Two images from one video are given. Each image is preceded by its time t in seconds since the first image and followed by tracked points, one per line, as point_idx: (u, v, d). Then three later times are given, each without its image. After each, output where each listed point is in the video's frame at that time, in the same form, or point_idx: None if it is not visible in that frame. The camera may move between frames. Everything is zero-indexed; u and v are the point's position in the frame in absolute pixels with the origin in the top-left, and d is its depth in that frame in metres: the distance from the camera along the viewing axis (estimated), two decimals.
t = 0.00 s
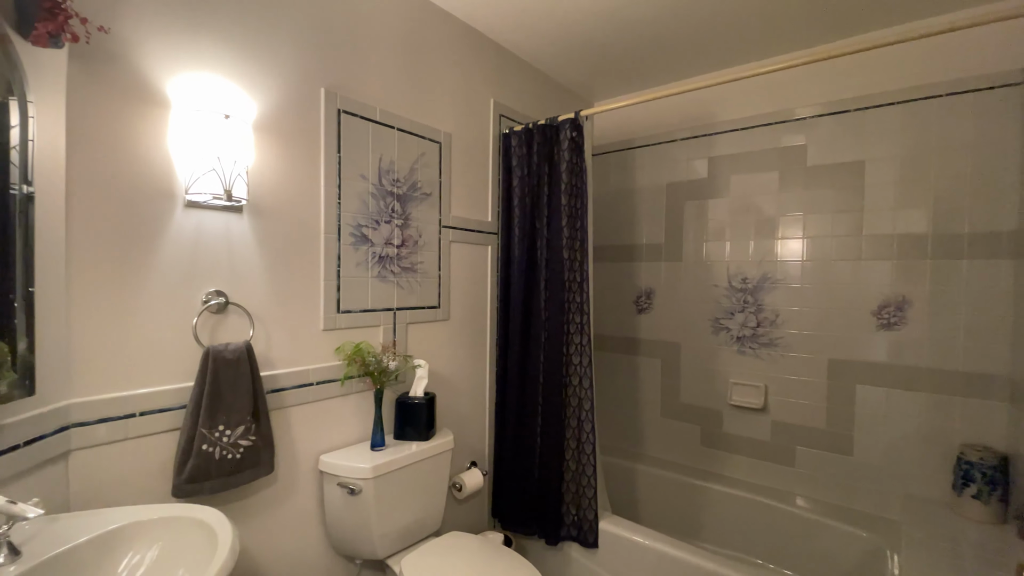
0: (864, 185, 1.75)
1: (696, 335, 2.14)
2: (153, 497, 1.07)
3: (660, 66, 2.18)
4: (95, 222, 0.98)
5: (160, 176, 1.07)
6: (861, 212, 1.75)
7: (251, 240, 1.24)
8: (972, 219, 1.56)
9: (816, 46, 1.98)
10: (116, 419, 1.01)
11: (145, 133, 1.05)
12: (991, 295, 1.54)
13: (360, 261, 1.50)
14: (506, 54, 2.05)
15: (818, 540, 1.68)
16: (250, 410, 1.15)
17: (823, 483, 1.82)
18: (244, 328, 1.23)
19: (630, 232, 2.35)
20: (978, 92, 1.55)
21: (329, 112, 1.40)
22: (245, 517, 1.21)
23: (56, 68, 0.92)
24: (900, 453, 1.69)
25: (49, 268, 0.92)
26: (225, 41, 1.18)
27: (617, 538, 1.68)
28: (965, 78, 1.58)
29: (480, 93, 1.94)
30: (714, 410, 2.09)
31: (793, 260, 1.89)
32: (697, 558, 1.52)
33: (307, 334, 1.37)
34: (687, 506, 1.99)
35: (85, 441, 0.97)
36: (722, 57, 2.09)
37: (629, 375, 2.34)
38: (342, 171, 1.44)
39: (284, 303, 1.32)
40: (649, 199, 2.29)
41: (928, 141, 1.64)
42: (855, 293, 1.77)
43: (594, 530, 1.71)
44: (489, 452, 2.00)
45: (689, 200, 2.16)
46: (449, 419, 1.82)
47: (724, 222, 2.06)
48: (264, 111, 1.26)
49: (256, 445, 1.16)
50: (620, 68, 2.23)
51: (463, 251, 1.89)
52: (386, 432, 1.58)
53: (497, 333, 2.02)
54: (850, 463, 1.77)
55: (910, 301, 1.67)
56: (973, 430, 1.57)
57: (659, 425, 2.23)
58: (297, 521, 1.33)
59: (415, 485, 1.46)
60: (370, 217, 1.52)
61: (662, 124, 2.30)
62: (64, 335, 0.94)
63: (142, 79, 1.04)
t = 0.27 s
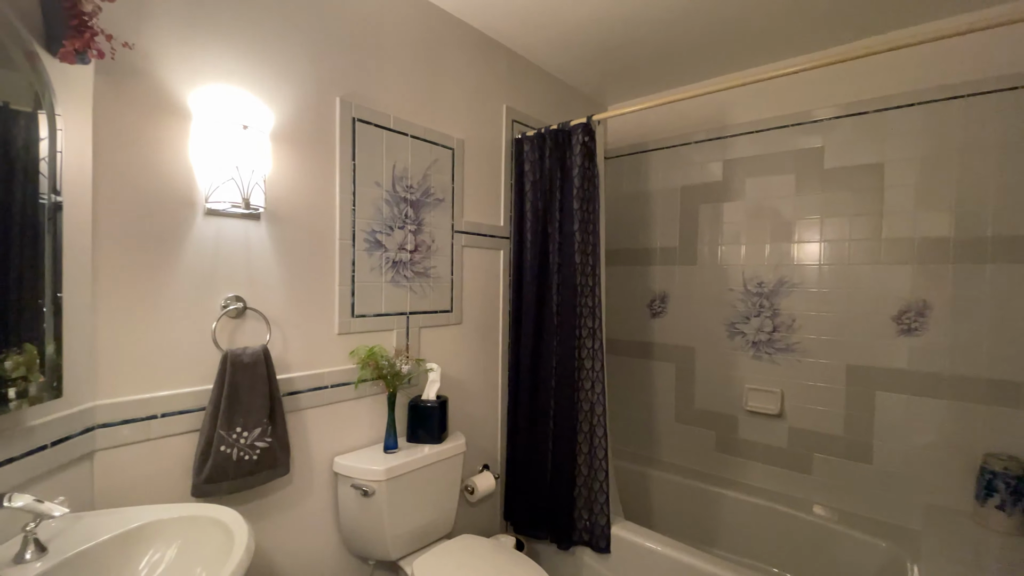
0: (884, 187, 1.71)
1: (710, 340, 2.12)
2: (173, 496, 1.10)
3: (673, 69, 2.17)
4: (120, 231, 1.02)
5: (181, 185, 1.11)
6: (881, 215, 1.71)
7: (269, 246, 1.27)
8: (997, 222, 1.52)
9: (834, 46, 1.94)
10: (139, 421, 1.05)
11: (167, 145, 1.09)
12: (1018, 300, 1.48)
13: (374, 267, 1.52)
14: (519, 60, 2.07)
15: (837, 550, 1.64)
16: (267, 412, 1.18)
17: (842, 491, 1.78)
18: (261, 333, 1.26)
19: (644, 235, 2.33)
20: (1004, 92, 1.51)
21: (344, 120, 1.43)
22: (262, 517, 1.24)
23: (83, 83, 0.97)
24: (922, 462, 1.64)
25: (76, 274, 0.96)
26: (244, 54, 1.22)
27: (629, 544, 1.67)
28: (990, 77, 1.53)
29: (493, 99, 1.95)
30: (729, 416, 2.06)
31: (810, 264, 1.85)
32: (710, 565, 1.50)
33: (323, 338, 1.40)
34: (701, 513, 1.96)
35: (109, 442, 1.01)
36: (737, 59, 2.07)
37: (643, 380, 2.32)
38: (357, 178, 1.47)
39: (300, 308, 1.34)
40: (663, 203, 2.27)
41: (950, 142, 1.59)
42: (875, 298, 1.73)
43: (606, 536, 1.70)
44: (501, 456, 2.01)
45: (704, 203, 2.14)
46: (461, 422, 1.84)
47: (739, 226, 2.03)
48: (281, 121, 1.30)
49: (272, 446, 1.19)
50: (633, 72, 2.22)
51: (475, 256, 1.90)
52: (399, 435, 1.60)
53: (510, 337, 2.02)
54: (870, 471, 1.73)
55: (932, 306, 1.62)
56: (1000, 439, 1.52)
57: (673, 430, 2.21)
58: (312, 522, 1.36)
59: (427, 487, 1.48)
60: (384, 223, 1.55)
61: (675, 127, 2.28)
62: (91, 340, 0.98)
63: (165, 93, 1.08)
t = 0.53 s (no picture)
0: (907, 188, 1.67)
1: (727, 344, 2.09)
2: (196, 493, 1.15)
3: (690, 71, 2.15)
4: (148, 238, 1.07)
5: (205, 194, 1.16)
6: (904, 217, 1.67)
7: (288, 252, 1.31)
8: None
9: (855, 45, 1.90)
10: (165, 421, 1.09)
11: (192, 155, 1.13)
12: None
13: (390, 271, 1.55)
14: (533, 65, 2.08)
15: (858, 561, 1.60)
16: (285, 413, 1.22)
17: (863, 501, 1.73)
18: (280, 336, 1.30)
19: (660, 238, 2.32)
20: None
21: (360, 129, 1.46)
22: (280, 515, 1.28)
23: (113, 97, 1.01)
24: (948, 472, 1.59)
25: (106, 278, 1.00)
26: (265, 67, 1.26)
27: (643, 549, 1.66)
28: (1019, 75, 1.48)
29: (507, 104, 1.97)
30: (747, 421, 2.02)
31: (830, 267, 1.81)
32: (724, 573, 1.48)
33: (340, 341, 1.43)
34: (718, 520, 1.94)
35: (136, 441, 1.05)
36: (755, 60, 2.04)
37: (659, 384, 2.30)
38: (373, 185, 1.50)
39: (318, 311, 1.38)
40: (679, 206, 2.25)
41: (977, 142, 1.54)
42: (898, 302, 1.68)
43: (620, 540, 1.69)
44: (515, 458, 2.02)
45: (720, 206, 2.11)
46: (475, 425, 1.85)
47: (757, 228, 2.00)
48: (300, 131, 1.34)
49: (290, 447, 1.22)
50: (648, 74, 2.21)
51: (489, 260, 1.92)
52: (414, 437, 1.62)
53: (524, 340, 2.03)
54: (893, 481, 1.68)
55: (958, 311, 1.57)
56: None
57: (689, 435, 2.18)
58: (329, 521, 1.39)
59: (441, 489, 1.50)
60: (399, 229, 1.58)
61: (692, 130, 2.26)
62: (120, 343, 1.03)
63: (190, 106, 1.13)
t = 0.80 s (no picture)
0: (936, 189, 1.61)
1: (749, 348, 2.05)
2: (222, 489, 1.19)
3: (710, 71, 2.13)
4: (178, 244, 1.12)
5: (232, 201, 1.20)
6: (934, 218, 1.61)
7: (311, 257, 1.35)
8: None
9: (883, 43, 1.85)
10: (193, 419, 1.14)
11: (219, 165, 1.18)
12: None
13: (409, 275, 1.58)
14: (551, 69, 2.09)
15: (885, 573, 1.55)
16: (307, 414, 1.25)
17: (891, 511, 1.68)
18: (303, 338, 1.34)
19: (680, 240, 2.29)
20: None
21: (380, 136, 1.50)
22: (302, 512, 1.32)
23: (146, 110, 1.06)
24: (981, 483, 1.53)
25: (139, 282, 1.05)
26: (289, 78, 1.30)
27: (661, 554, 1.65)
28: None
29: (525, 108, 1.98)
30: (768, 427, 1.98)
31: (856, 270, 1.77)
32: None
33: (360, 343, 1.46)
34: (739, 527, 1.90)
35: (166, 438, 1.10)
36: (777, 59, 2.00)
37: (679, 388, 2.27)
38: (393, 191, 1.53)
39: (339, 314, 1.42)
40: (699, 207, 2.23)
41: (1011, 141, 1.49)
42: (928, 306, 1.63)
43: (638, 545, 1.68)
44: (533, 460, 2.03)
45: (741, 207, 2.08)
46: (493, 427, 1.87)
47: (779, 230, 1.96)
48: (322, 139, 1.37)
49: (312, 446, 1.26)
50: (667, 76, 2.20)
51: (507, 263, 1.93)
52: (432, 438, 1.65)
53: (541, 343, 2.04)
54: (922, 491, 1.63)
55: (990, 315, 1.52)
56: None
57: (709, 440, 2.15)
58: (349, 519, 1.42)
59: (458, 490, 1.52)
60: (418, 233, 1.61)
61: (712, 131, 2.23)
62: (152, 345, 1.08)
63: (219, 117, 1.18)
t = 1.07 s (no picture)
0: (966, 189, 1.56)
1: (770, 352, 2.02)
2: (247, 485, 1.23)
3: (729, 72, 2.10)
4: (207, 249, 1.17)
5: (257, 207, 1.25)
6: (964, 219, 1.56)
7: (332, 261, 1.39)
8: None
9: (911, 40, 1.80)
10: (219, 418, 1.19)
11: (245, 172, 1.23)
12: None
13: (426, 278, 1.61)
14: (568, 72, 2.10)
15: None
16: (328, 413, 1.29)
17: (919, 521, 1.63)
18: (324, 340, 1.38)
19: (699, 242, 2.27)
20: None
21: (399, 142, 1.53)
22: (323, 509, 1.35)
23: (176, 121, 1.11)
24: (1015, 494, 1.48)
25: (169, 285, 1.10)
26: (312, 88, 1.34)
27: (679, 560, 1.64)
28: None
29: (542, 113, 2.00)
30: (790, 433, 1.94)
31: (881, 273, 1.72)
32: None
33: (379, 345, 1.50)
34: (759, 534, 1.87)
35: (194, 436, 1.15)
36: (799, 58, 1.97)
37: (698, 391, 2.25)
38: (411, 195, 1.56)
39: (359, 317, 1.45)
40: (718, 209, 2.20)
41: None
42: (958, 310, 1.57)
43: (654, 549, 1.67)
44: (549, 463, 2.03)
45: (762, 209, 2.05)
46: (509, 428, 1.88)
47: (801, 232, 1.93)
48: (343, 146, 1.41)
49: (332, 445, 1.29)
50: (686, 77, 2.18)
51: (523, 266, 1.95)
52: (448, 439, 1.67)
53: (558, 346, 2.05)
54: (952, 501, 1.57)
55: (1023, 320, 1.47)
56: None
57: (729, 445, 2.12)
58: (368, 517, 1.45)
59: (474, 490, 1.53)
60: (435, 237, 1.63)
61: (732, 132, 2.20)
62: (182, 345, 1.13)
63: (244, 126, 1.22)
